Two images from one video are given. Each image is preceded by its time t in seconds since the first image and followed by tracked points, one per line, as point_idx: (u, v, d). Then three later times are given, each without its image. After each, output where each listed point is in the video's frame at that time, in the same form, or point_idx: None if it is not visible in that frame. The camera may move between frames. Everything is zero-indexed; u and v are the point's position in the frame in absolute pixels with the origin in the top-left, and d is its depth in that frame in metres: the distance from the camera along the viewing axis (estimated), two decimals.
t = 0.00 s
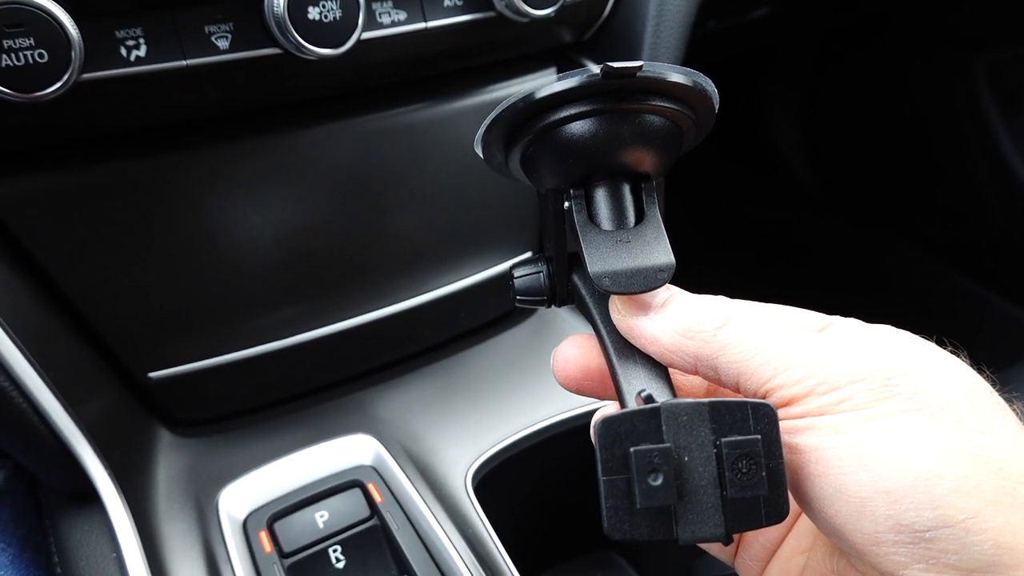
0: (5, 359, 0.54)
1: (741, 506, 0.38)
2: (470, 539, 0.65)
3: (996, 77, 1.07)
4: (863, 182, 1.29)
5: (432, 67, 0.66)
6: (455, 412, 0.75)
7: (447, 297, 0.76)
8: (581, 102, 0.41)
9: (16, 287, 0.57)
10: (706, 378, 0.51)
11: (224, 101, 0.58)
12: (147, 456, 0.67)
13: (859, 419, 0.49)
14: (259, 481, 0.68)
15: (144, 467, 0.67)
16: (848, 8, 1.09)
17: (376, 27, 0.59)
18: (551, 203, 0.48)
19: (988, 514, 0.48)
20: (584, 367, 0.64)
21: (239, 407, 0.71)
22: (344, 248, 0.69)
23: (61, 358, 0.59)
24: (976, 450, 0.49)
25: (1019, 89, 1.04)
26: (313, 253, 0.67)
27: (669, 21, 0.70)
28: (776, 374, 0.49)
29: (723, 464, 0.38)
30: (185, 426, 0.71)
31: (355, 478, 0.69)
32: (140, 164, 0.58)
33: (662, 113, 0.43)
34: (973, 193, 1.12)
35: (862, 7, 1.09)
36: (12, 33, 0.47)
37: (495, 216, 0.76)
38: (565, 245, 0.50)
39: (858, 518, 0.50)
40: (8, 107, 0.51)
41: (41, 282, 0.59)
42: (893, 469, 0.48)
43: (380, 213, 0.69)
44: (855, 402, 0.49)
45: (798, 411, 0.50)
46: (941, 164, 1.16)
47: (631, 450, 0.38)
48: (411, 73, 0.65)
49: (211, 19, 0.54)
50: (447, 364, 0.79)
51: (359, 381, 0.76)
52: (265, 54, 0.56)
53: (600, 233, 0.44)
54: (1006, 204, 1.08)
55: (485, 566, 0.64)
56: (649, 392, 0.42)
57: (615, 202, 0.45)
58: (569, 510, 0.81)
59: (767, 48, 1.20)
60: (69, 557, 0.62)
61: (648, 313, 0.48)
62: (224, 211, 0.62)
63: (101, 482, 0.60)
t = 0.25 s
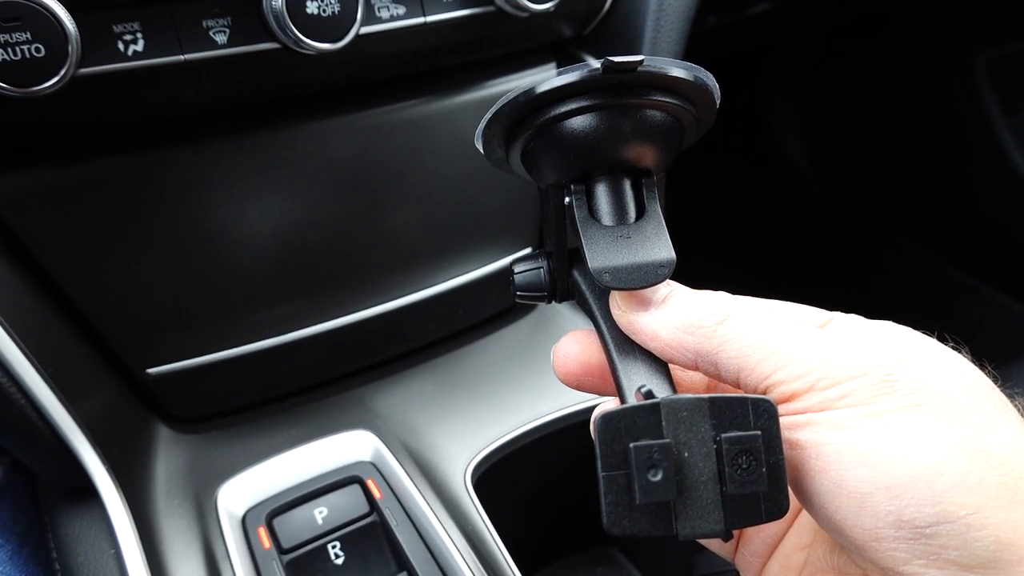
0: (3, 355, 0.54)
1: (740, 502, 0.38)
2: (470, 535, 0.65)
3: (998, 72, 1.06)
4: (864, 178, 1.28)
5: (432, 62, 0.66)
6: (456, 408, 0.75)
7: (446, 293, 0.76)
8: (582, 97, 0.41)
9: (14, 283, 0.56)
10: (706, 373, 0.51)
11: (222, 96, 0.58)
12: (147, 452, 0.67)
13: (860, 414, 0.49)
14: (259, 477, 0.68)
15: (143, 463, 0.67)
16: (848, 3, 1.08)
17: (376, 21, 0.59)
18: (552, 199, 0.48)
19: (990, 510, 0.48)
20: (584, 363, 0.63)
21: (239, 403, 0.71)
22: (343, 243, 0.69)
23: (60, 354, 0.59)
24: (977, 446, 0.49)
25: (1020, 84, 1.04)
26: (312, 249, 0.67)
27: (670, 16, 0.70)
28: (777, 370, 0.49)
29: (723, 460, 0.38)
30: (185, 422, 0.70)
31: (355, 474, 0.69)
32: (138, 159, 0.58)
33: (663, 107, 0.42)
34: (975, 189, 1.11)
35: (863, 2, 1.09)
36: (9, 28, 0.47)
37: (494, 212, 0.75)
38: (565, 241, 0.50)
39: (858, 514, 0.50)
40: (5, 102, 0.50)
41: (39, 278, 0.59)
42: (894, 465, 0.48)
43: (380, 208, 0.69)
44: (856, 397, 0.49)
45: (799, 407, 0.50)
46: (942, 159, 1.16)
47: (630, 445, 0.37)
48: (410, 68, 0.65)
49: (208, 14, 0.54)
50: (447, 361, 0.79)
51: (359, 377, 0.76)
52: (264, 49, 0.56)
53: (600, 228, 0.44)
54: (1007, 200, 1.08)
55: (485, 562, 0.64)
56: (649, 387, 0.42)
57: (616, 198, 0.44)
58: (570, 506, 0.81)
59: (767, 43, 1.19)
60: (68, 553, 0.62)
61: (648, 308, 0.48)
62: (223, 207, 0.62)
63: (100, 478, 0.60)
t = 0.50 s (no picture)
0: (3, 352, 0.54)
1: (739, 499, 0.38)
2: (470, 532, 0.65)
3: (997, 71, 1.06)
4: (863, 176, 1.28)
5: (431, 60, 0.66)
6: (455, 406, 0.75)
7: (446, 291, 0.76)
8: (581, 95, 0.41)
9: (14, 280, 0.57)
10: (705, 371, 0.51)
11: (221, 94, 0.58)
12: (146, 450, 0.68)
13: (857, 412, 0.49)
14: (259, 475, 0.68)
15: (143, 461, 0.67)
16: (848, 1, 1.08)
17: (375, 19, 0.59)
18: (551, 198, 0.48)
19: (986, 507, 0.48)
20: (583, 361, 0.63)
21: (239, 400, 0.71)
22: (343, 241, 0.69)
23: (60, 351, 0.59)
24: (975, 443, 0.49)
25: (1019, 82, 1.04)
26: (311, 246, 0.67)
27: (670, 14, 0.70)
28: (775, 368, 0.49)
29: (721, 457, 0.38)
30: (184, 420, 0.71)
31: (355, 471, 0.69)
32: (138, 157, 0.58)
33: (661, 106, 0.42)
34: (974, 187, 1.11)
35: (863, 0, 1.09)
36: (8, 26, 0.47)
37: (494, 210, 0.76)
38: (564, 239, 0.50)
39: (855, 511, 0.50)
40: (5, 100, 0.50)
41: (39, 276, 0.59)
42: (891, 462, 0.48)
43: (380, 206, 0.69)
44: (853, 395, 0.49)
45: (797, 405, 0.50)
46: (942, 157, 1.16)
47: (628, 442, 0.38)
48: (409, 66, 0.65)
49: (208, 11, 0.54)
50: (446, 359, 0.79)
51: (358, 375, 0.76)
52: (263, 47, 0.56)
53: (599, 227, 0.44)
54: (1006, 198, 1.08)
55: (485, 559, 0.64)
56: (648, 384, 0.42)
57: (614, 196, 0.45)
58: (569, 503, 0.81)
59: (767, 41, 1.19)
60: (68, 550, 0.62)
61: (647, 307, 0.48)
62: (223, 204, 0.62)
63: (100, 476, 0.60)
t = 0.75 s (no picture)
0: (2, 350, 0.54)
1: (741, 500, 0.38)
2: (470, 531, 0.65)
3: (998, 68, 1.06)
4: (864, 174, 1.28)
5: (431, 57, 0.65)
6: (455, 405, 0.75)
7: (446, 289, 0.76)
8: (580, 93, 0.41)
9: (12, 278, 0.56)
10: (706, 370, 0.51)
11: (221, 91, 0.58)
12: (146, 448, 0.67)
13: (860, 411, 0.49)
14: (258, 474, 0.68)
15: (143, 459, 0.67)
16: None
17: (375, 17, 0.59)
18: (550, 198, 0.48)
19: (989, 507, 0.48)
20: (583, 361, 0.63)
21: (238, 399, 0.71)
22: (343, 239, 0.68)
23: (59, 350, 0.59)
24: (977, 442, 0.49)
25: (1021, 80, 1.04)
26: (311, 245, 0.67)
27: (671, 11, 0.69)
28: (776, 368, 0.49)
29: (723, 457, 0.38)
30: (184, 418, 0.70)
31: (355, 470, 0.69)
32: (137, 155, 0.58)
33: (661, 103, 0.42)
34: (975, 185, 1.11)
35: None
36: (7, 23, 0.47)
37: (494, 208, 0.75)
38: (564, 237, 0.50)
39: (858, 511, 0.50)
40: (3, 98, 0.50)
41: (38, 274, 0.59)
42: (893, 462, 0.48)
43: (380, 205, 0.69)
44: (855, 394, 0.49)
45: (799, 404, 0.50)
46: (943, 155, 1.15)
47: (630, 443, 0.37)
48: (409, 64, 0.65)
49: (207, 9, 0.53)
50: (446, 357, 0.79)
51: (358, 373, 0.76)
52: (263, 45, 0.56)
53: (599, 225, 0.44)
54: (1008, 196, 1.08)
55: (485, 557, 0.64)
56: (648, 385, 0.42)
57: (614, 194, 0.44)
58: (570, 502, 0.81)
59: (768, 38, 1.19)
60: (68, 549, 0.62)
61: (647, 306, 0.48)
62: (223, 202, 0.62)
63: (100, 475, 0.60)
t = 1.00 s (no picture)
0: (4, 350, 0.54)
1: (766, 502, 0.39)
2: (471, 531, 0.66)
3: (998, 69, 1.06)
4: (864, 174, 1.28)
5: (432, 58, 0.65)
6: (456, 405, 0.75)
7: (447, 290, 0.76)
8: (582, 99, 0.41)
9: (15, 278, 0.56)
10: (712, 373, 0.52)
11: (223, 92, 0.58)
12: (149, 448, 0.68)
13: (869, 409, 0.49)
14: (260, 474, 0.68)
15: (145, 459, 0.67)
16: None
17: (377, 18, 0.59)
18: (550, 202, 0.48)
19: (999, 505, 0.48)
20: (589, 365, 0.63)
21: (239, 399, 0.71)
22: (344, 239, 0.69)
23: (62, 350, 0.59)
24: (985, 441, 0.49)
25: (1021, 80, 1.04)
26: (312, 245, 0.67)
27: (672, 11, 0.70)
28: (784, 366, 0.50)
29: (751, 460, 0.38)
30: (186, 418, 0.71)
31: (357, 470, 0.69)
32: (140, 155, 0.58)
33: (663, 107, 0.42)
34: (975, 185, 1.11)
35: None
36: (10, 25, 0.47)
37: (495, 208, 0.75)
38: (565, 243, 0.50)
39: (869, 511, 0.50)
40: (7, 99, 0.50)
41: (41, 274, 0.59)
42: (904, 460, 0.48)
43: (382, 205, 0.69)
44: (864, 393, 0.49)
45: (807, 402, 0.50)
46: (943, 155, 1.16)
47: (660, 448, 0.38)
48: (411, 65, 0.65)
49: (210, 10, 0.54)
50: (447, 357, 0.79)
51: (359, 373, 0.76)
52: (265, 46, 0.56)
53: (606, 229, 0.44)
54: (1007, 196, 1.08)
55: (486, 557, 0.64)
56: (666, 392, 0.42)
57: (618, 197, 0.45)
58: (571, 501, 0.81)
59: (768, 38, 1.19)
60: (70, 549, 0.62)
61: (654, 308, 0.49)
62: (225, 203, 0.62)
63: (102, 474, 0.60)
